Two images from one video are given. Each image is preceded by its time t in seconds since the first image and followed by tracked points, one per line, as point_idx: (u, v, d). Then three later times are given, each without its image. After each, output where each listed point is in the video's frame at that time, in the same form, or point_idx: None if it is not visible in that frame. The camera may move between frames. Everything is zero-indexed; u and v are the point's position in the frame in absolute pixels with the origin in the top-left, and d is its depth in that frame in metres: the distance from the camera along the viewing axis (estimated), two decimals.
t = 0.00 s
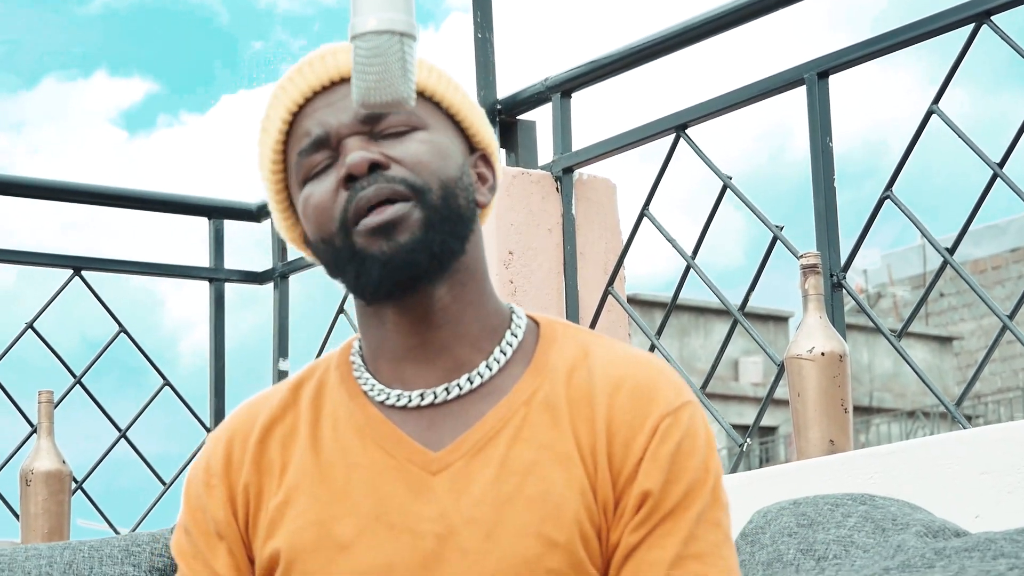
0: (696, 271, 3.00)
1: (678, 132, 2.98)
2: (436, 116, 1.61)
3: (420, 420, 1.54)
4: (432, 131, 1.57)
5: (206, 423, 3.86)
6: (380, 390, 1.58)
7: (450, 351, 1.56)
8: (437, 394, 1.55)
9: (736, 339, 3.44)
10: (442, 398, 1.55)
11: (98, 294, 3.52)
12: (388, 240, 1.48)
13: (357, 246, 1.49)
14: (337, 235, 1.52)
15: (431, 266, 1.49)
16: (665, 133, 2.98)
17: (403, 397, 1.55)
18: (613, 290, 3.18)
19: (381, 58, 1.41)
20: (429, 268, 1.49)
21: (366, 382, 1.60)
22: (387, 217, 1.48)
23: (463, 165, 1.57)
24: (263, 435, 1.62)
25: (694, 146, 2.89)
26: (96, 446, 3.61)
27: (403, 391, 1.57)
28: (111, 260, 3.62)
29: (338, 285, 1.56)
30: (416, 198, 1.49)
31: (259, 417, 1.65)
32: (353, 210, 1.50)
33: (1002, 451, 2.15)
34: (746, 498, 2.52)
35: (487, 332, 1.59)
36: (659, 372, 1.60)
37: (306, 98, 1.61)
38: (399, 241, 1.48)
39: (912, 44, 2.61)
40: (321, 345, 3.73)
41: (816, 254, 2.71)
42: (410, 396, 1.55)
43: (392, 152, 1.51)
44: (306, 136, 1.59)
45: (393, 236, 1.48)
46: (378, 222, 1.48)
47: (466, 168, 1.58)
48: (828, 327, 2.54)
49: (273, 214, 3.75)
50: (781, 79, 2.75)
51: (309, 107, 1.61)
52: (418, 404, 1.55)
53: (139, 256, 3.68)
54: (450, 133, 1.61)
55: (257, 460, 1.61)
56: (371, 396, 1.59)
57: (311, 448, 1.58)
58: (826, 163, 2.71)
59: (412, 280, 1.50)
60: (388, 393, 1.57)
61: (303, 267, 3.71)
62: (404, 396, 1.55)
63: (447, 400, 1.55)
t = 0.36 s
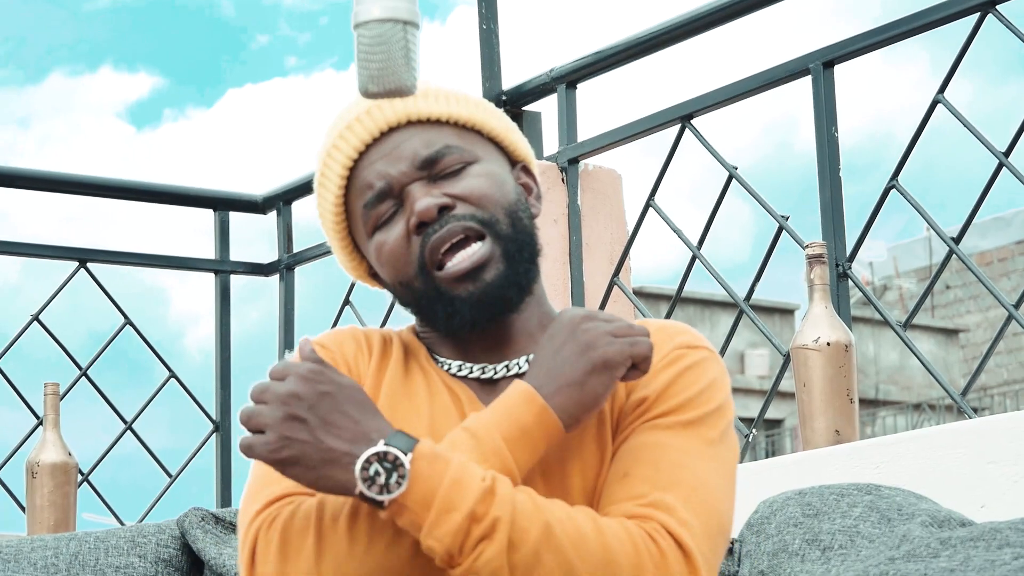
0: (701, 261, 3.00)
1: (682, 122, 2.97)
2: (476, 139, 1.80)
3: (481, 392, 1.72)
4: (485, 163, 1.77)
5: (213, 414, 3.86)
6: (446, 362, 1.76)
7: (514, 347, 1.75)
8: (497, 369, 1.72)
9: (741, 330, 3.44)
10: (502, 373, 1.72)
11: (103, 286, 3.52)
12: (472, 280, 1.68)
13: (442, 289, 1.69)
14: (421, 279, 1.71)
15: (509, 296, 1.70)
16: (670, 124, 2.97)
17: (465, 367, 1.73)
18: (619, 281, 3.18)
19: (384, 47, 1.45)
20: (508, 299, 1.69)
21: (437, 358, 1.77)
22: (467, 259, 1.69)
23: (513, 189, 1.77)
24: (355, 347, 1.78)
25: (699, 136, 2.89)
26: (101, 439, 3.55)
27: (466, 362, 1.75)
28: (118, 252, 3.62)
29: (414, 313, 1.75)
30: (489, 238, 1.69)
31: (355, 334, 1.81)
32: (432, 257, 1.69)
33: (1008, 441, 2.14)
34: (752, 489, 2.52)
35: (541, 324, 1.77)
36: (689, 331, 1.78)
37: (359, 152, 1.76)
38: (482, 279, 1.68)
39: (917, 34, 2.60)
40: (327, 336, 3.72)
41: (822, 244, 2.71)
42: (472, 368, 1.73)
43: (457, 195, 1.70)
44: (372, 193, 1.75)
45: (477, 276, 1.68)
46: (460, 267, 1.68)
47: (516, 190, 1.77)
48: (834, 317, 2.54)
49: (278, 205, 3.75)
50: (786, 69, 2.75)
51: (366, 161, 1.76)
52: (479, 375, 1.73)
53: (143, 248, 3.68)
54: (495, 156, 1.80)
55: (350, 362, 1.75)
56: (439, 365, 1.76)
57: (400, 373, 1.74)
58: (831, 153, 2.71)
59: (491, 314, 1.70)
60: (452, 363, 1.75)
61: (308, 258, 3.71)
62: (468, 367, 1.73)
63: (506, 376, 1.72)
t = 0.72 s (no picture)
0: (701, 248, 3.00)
1: (683, 108, 2.97)
2: (471, 97, 1.81)
3: (460, 361, 1.67)
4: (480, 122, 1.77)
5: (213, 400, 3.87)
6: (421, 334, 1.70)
7: (501, 310, 1.71)
8: (474, 339, 1.67)
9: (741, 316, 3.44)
10: (482, 343, 1.67)
11: (103, 271, 3.52)
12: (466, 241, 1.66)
13: (434, 247, 1.67)
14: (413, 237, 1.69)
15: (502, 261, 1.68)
16: (670, 110, 2.98)
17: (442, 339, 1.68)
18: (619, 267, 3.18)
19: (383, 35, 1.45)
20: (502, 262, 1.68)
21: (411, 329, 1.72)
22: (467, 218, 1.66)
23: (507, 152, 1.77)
24: (302, 341, 1.71)
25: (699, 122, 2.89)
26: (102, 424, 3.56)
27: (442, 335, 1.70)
28: (120, 239, 3.62)
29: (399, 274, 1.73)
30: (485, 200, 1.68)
31: (304, 331, 1.74)
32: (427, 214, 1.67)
33: (1007, 427, 2.14)
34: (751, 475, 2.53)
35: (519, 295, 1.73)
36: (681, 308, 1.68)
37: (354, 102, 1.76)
38: (485, 251, 1.66)
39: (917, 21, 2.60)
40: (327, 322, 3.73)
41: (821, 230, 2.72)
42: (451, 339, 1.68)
43: (456, 154, 1.69)
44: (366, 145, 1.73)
45: (480, 248, 1.66)
46: (464, 238, 1.65)
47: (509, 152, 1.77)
48: (834, 304, 2.54)
49: (279, 191, 3.76)
50: (787, 56, 2.75)
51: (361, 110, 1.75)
52: (458, 346, 1.68)
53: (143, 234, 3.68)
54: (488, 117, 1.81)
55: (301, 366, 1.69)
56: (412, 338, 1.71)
57: (360, 365, 1.68)
58: (831, 139, 2.71)
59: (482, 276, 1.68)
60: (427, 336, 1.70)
61: (309, 245, 3.71)
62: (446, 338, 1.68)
63: (486, 345, 1.67)
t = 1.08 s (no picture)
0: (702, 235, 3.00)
1: (684, 95, 2.97)
2: (480, 82, 1.75)
3: (466, 349, 1.67)
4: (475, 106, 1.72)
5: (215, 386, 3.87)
6: (425, 323, 1.70)
7: (489, 294, 1.70)
8: (479, 328, 1.67)
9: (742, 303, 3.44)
10: (487, 332, 1.67)
11: (105, 259, 3.52)
12: (416, 215, 1.63)
13: (386, 217, 1.65)
14: (370, 200, 1.67)
15: (456, 240, 1.64)
16: (671, 98, 2.98)
17: (447, 328, 1.68)
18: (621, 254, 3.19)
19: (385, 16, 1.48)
20: (454, 240, 1.64)
21: (414, 317, 1.72)
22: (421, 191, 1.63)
23: (499, 138, 1.72)
24: (306, 332, 1.71)
25: (700, 109, 2.89)
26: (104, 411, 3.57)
27: (445, 324, 1.70)
28: (122, 227, 3.62)
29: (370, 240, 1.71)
30: (444, 178, 1.64)
31: (308, 321, 1.74)
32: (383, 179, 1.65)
33: (1007, 413, 2.15)
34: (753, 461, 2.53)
35: (523, 283, 1.73)
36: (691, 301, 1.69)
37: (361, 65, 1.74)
38: (421, 220, 1.63)
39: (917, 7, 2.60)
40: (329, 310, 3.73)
41: (822, 217, 2.72)
42: (455, 327, 1.68)
43: (430, 129, 1.65)
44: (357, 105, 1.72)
45: (418, 215, 1.63)
46: (406, 200, 1.63)
47: (502, 137, 1.73)
48: (835, 290, 2.55)
49: (281, 179, 3.76)
50: (788, 43, 2.75)
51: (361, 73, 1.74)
52: (463, 335, 1.68)
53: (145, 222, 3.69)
54: (492, 105, 1.76)
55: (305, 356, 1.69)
56: (416, 326, 1.71)
57: (365, 355, 1.68)
58: (832, 125, 2.71)
59: (434, 252, 1.65)
60: (433, 325, 1.69)
61: (310, 233, 3.72)
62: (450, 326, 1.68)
63: (491, 333, 1.67)
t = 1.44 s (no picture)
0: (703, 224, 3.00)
1: (686, 84, 2.97)
2: (523, 76, 1.79)
3: (477, 337, 1.66)
4: (517, 92, 1.75)
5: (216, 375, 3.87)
6: (437, 311, 1.70)
7: (507, 281, 1.70)
8: (491, 314, 1.67)
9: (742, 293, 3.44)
10: (499, 318, 1.67)
11: (107, 248, 3.53)
12: (445, 163, 1.63)
13: (416, 167, 1.65)
14: (401, 158, 1.68)
15: (484, 195, 1.64)
16: (672, 88, 2.98)
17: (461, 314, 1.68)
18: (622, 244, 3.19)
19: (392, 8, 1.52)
20: (483, 193, 1.63)
21: (426, 304, 1.72)
22: (454, 141, 1.63)
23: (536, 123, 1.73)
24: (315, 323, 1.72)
25: (702, 99, 2.89)
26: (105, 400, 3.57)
27: (459, 310, 1.69)
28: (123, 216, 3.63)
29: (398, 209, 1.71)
30: (479, 138, 1.65)
31: (319, 312, 1.74)
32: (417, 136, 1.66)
33: (1007, 402, 2.15)
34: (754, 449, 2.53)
35: (540, 274, 1.72)
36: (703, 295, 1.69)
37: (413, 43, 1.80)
38: (453, 165, 1.63)
39: None
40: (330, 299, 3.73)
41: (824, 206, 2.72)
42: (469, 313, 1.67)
43: (471, 98, 1.67)
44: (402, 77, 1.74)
45: (449, 162, 1.63)
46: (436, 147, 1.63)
47: (539, 124, 1.74)
48: (836, 279, 2.55)
49: (282, 168, 3.76)
50: (789, 32, 2.74)
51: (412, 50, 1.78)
52: (477, 321, 1.67)
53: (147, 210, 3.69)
54: (532, 98, 1.78)
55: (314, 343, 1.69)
56: (428, 314, 1.70)
57: (375, 343, 1.68)
58: (834, 114, 2.71)
59: (461, 205, 1.64)
60: (446, 312, 1.69)
61: (312, 222, 3.72)
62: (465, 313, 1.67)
63: (503, 321, 1.67)
